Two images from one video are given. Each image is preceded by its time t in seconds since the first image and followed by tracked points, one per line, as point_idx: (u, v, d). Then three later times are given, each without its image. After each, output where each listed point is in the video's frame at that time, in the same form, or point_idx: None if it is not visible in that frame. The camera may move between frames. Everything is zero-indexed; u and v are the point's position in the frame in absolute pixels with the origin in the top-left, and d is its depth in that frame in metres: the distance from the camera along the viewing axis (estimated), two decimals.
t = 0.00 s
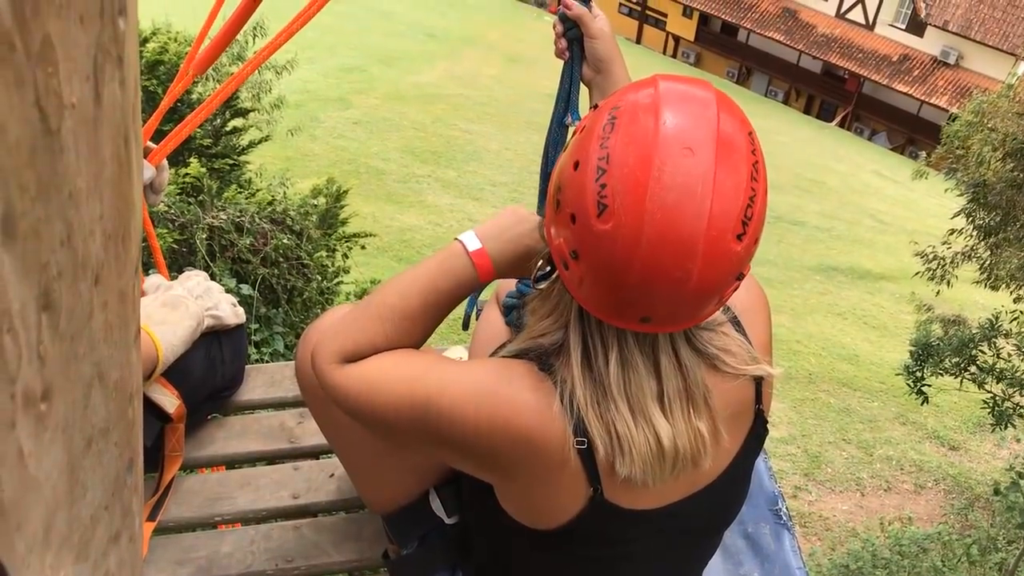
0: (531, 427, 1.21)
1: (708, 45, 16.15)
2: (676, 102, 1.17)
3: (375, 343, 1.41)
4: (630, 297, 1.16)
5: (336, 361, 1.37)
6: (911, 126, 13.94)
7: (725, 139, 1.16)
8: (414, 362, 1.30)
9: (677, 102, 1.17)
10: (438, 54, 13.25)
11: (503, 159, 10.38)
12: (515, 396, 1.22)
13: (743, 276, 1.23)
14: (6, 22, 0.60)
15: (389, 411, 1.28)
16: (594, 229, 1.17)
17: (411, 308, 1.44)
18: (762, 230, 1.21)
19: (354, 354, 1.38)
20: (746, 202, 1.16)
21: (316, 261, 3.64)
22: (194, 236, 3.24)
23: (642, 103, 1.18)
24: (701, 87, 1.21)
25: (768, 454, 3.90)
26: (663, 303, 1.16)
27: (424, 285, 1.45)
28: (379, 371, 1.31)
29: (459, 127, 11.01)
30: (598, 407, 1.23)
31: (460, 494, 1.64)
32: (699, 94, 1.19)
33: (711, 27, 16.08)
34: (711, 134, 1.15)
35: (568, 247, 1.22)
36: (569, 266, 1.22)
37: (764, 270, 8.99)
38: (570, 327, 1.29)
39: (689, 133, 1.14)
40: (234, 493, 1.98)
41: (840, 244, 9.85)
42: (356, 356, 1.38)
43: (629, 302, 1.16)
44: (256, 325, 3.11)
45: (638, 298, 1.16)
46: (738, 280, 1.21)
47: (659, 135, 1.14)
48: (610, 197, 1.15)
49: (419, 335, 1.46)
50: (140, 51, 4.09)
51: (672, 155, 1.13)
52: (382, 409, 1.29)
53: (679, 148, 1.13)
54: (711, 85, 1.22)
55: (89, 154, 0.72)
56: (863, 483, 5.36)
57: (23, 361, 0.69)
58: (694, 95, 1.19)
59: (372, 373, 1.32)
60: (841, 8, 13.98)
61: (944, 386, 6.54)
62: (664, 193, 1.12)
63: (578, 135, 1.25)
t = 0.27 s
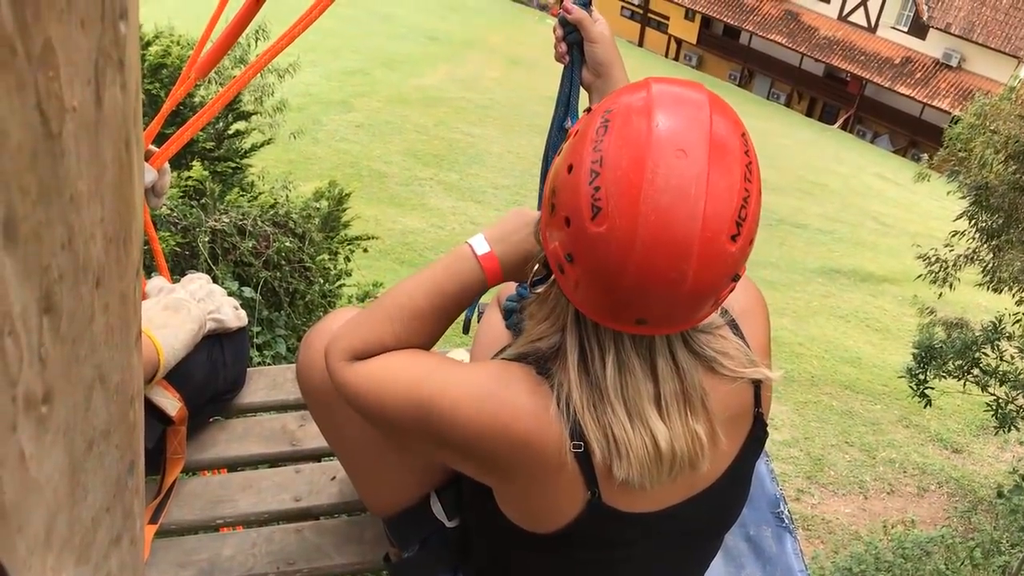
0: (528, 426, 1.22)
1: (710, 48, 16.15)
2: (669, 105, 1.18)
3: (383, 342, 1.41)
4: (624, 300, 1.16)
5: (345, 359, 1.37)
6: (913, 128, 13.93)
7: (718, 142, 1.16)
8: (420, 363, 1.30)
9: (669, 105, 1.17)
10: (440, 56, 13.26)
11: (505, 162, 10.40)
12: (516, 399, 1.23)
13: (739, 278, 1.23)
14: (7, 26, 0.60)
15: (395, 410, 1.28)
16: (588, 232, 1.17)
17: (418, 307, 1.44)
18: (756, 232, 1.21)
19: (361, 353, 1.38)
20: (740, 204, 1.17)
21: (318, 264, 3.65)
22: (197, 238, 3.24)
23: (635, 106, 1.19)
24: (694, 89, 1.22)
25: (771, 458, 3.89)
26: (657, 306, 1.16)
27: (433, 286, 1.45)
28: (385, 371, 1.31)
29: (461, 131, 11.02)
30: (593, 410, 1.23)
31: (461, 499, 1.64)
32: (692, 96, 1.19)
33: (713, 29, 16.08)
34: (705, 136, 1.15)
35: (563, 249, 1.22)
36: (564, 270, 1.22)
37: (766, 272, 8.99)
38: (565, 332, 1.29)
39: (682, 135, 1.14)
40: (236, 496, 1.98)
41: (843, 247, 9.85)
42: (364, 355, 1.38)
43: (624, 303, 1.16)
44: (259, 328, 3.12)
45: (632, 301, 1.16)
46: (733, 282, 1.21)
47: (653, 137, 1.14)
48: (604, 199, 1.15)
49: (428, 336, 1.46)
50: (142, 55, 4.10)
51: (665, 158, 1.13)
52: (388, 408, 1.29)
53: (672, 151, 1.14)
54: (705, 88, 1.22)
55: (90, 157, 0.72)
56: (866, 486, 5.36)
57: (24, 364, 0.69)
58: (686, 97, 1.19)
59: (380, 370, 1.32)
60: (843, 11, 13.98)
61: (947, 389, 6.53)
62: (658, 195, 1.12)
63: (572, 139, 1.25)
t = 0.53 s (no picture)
0: (529, 416, 1.22)
1: (712, 49, 16.15)
2: (673, 106, 1.17)
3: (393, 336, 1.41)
4: (629, 301, 1.16)
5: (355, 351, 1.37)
6: (916, 129, 13.92)
7: (724, 144, 1.16)
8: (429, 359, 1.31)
9: (674, 107, 1.17)
10: (443, 57, 13.26)
11: (508, 163, 10.40)
12: (519, 400, 1.23)
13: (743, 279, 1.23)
14: (14, 26, 0.61)
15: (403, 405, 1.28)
16: (592, 234, 1.17)
17: (426, 303, 1.44)
18: (761, 234, 1.21)
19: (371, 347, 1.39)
20: (745, 205, 1.16)
21: (321, 265, 3.65)
22: (200, 239, 3.24)
23: (640, 107, 1.18)
24: (699, 91, 1.21)
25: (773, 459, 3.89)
26: (662, 309, 1.16)
27: (441, 285, 1.45)
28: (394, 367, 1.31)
29: (463, 132, 11.02)
30: (597, 411, 1.23)
31: (465, 501, 1.63)
32: (697, 97, 1.19)
33: (715, 30, 16.08)
34: (709, 138, 1.15)
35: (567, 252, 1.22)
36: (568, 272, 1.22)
37: (769, 273, 8.98)
38: (570, 330, 1.29)
39: (685, 136, 1.14)
40: (240, 497, 1.98)
41: (845, 247, 9.84)
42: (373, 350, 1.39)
43: (629, 304, 1.16)
44: (262, 329, 3.12)
45: (636, 303, 1.16)
46: (739, 283, 1.21)
47: (658, 138, 1.14)
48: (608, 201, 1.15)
49: (434, 334, 1.45)
50: (145, 56, 4.10)
51: (669, 159, 1.13)
52: (398, 404, 1.29)
53: (676, 152, 1.13)
54: (709, 89, 1.22)
55: (97, 157, 0.72)
56: (870, 487, 5.35)
57: (31, 364, 0.69)
58: (691, 99, 1.19)
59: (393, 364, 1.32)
60: (845, 12, 13.97)
61: (950, 389, 6.51)
62: (662, 197, 1.12)
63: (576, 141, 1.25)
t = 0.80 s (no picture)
0: (533, 405, 1.23)
1: (715, 49, 16.15)
2: (676, 109, 1.17)
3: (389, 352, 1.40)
4: (673, 312, 1.16)
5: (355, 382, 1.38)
6: (919, 130, 13.90)
7: (736, 143, 1.17)
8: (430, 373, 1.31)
9: (676, 109, 1.17)
10: (446, 58, 13.27)
11: (510, 164, 10.40)
12: (529, 398, 1.23)
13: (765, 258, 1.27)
14: (17, 31, 0.61)
15: (409, 422, 1.30)
16: (633, 258, 1.16)
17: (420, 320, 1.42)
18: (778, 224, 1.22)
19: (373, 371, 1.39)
20: (769, 192, 1.19)
21: (324, 265, 3.66)
22: (203, 239, 3.24)
23: (644, 119, 1.17)
24: (693, 86, 1.21)
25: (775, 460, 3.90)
26: (704, 311, 1.17)
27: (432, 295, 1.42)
28: (398, 386, 1.32)
29: (466, 132, 11.03)
30: (608, 417, 1.23)
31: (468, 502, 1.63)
32: (696, 96, 1.19)
33: (718, 30, 16.07)
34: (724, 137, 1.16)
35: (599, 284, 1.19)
36: (605, 303, 1.19)
37: (771, 273, 8.98)
38: (589, 345, 1.27)
39: (702, 139, 1.15)
40: (242, 497, 1.98)
41: (848, 248, 9.84)
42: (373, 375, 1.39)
43: (671, 315, 1.16)
44: (265, 329, 3.13)
45: (685, 313, 1.17)
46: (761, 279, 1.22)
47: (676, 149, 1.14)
48: (646, 224, 1.14)
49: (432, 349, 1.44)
50: (148, 57, 4.11)
51: (695, 169, 1.13)
52: (402, 420, 1.30)
53: (700, 157, 1.14)
54: (702, 85, 1.22)
55: (99, 160, 0.72)
56: (872, 488, 5.35)
57: (32, 366, 0.70)
58: (690, 97, 1.19)
59: (393, 388, 1.33)
60: (848, 12, 13.95)
61: (953, 390, 6.50)
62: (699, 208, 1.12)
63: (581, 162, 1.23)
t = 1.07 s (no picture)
0: (541, 411, 1.29)
1: (716, 50, 16.16)
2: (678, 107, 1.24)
3: (419, 365, 1.50)
4: (747, 282, 1.26)
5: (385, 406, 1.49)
6: (921, 131, 13.89)
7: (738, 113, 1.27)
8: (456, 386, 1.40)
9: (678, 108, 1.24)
10: (448, 58, 13.27)
11: (512, 164, 10.41)
12: (541, 404, 1.29)
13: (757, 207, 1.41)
14: (21, 31, 0.61)
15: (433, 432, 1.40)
16: (723, 255, 1.23)
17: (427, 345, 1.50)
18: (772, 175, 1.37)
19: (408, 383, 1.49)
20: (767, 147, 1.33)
21: (325, 265, 3.66)
22: (204, 239, 3.25)
23: (665, 133, 1.22)
24: (661, 83, 1.29)
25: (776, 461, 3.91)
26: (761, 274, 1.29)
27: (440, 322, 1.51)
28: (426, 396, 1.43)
29: (468, 132, 11.04)
30: (625, 418, 1.29)
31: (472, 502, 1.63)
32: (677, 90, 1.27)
33: (720, 31, 16.07)
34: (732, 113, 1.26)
35: (678, 298, 1.25)
36: (689, 309, 1.26)
37: (773, 274, 8.99)
38: (620, 355, 1.34)
39: (723, 124, 1.24)
40: (243, 498, 1.98)
41: (849, 249, 9.84)
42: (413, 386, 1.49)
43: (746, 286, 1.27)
44: (266, 329, 3.13)
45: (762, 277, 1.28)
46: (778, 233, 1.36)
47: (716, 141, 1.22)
48: (731, 221, 1.21)
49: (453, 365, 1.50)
50: (149, 57, 4.11)
51: (738, 152, 1.23)
52: (423, 432, 1.41)
53: (735, 140, 1.23)
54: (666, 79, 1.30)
55: (100, 162, 0.73)
56: (873, 489, 5.35)
57: (33, 367, 0.70)
58: (682, 95, 1.26)
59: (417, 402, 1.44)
60: (850, 13, 13.94)
61: (955, 391, 6.49)
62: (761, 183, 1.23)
63: (620, 195, 1.25)
